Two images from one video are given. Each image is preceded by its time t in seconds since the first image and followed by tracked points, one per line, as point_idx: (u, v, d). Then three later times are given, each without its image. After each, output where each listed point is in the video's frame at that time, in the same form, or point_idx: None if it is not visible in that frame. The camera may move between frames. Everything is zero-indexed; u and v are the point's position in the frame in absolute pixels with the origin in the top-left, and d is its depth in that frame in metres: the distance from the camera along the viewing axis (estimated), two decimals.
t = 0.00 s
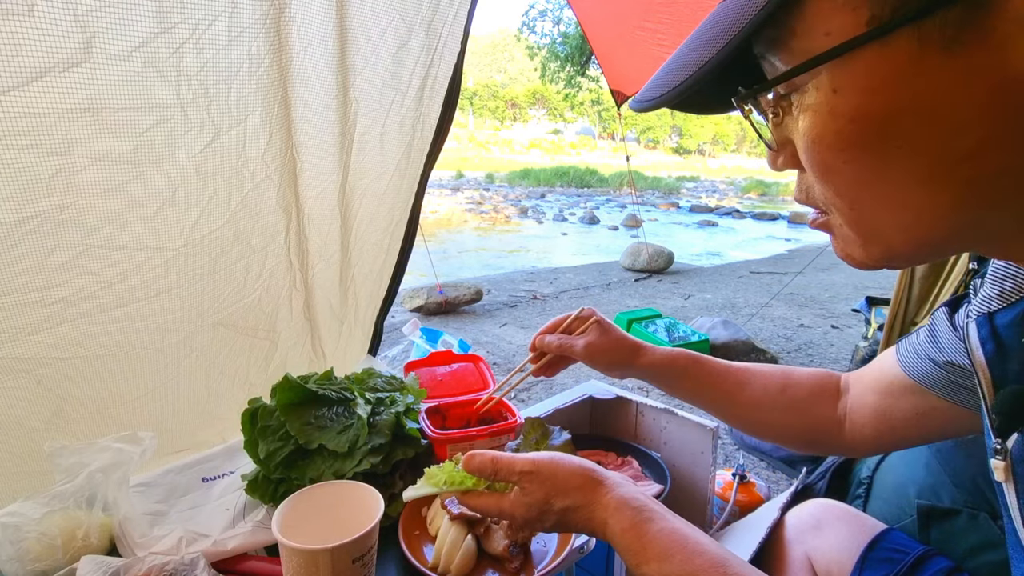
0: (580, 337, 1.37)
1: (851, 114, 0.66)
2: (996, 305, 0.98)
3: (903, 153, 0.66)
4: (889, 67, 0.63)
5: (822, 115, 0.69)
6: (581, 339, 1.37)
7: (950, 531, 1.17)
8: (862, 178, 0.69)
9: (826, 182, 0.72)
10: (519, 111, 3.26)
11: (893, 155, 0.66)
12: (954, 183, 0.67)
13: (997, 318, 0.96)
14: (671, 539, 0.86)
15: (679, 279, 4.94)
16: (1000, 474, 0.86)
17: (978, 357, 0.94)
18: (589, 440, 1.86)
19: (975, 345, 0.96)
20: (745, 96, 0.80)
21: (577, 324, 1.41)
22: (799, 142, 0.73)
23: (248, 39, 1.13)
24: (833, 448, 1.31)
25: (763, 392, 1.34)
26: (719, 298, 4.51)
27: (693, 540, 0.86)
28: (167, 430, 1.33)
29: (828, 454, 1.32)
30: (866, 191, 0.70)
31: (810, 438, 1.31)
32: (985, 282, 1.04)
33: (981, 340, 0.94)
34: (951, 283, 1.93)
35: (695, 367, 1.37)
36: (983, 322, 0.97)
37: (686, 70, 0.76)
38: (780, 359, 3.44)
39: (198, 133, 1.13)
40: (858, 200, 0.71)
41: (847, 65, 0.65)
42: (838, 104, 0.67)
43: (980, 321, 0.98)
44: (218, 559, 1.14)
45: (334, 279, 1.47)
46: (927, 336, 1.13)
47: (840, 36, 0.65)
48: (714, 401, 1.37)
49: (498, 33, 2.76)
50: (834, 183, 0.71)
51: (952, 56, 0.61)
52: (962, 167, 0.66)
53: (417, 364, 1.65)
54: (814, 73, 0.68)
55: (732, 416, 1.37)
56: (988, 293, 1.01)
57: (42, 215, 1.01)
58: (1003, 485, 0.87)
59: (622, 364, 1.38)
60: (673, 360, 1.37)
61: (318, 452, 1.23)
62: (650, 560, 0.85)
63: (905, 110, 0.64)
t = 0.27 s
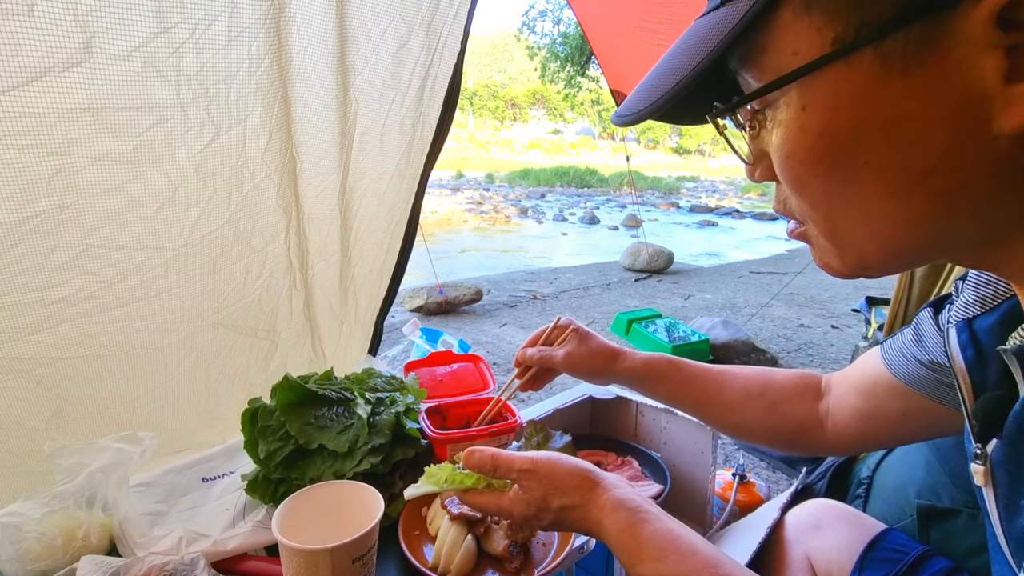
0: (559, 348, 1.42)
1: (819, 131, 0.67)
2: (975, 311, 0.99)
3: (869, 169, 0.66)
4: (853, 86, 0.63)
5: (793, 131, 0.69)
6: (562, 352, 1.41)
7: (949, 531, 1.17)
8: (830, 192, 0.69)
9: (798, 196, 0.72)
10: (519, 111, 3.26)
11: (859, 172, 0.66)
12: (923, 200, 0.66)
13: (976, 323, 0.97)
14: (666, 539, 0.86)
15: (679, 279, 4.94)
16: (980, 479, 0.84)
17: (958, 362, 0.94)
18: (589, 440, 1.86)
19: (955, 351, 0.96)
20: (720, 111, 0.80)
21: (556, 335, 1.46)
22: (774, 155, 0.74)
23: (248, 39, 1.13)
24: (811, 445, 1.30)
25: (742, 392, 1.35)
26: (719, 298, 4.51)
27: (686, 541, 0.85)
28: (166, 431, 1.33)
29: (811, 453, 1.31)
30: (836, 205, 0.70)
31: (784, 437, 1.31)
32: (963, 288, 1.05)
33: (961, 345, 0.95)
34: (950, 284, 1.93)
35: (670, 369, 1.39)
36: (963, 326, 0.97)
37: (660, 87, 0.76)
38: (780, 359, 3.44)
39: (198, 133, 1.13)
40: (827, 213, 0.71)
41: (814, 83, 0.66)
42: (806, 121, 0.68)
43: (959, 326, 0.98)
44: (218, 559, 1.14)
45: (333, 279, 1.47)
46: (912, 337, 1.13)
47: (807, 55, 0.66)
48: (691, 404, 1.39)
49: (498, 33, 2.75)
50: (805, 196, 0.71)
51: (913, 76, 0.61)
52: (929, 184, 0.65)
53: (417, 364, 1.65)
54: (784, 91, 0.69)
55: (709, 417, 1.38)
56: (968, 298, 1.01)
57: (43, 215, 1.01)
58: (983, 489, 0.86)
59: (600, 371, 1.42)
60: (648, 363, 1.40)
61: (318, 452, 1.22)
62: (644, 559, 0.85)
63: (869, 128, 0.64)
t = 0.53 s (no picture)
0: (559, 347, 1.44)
1: (815, 135, 0.67)
2: (972, 312, 0.99)
3: (865, 172, 0.66)
4: (848, 90, 0.63)
5: (790, 134, 0.69)
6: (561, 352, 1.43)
7: (949, 531, 1.17)
8: (827, 195, 0.69)
9: (795, 198, 0.72)
10: (519, 111, 3.26)
11: (855, 175, 0.66)
12: (918, 203, 0.66)
13: (974, 324, 0.97)
14: (664, 537, 0.85)
15: (679, 279, 4.94)
16: (978, 479, 0.84)
17: (955, 363, 0.95)
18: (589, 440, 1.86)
19: (952, 351, 0.96)
20: (718, 113, 0.80)
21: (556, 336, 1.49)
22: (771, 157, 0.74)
23: (248, 39, 1.13)
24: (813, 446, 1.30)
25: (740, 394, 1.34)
26: (719, 298, 4.51)
27: (685, 539, 0.85)
28: (166, 431, 1.33)
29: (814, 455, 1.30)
30: (833, 207, 0.70)
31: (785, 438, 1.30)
32: (961, 288, 1.05)
33: (958, 346, 0.95)
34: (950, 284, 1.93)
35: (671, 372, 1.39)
36: (960, 327, 0.98)
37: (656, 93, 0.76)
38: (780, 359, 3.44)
39: (198, 133, 1.13)
40: (824, 215, 0.71)
41: (811, 86, 0.66)
42: (803, 124, 0.67)
43: (957, 326, 0.98)
44: (218, 559, 1.14)
45: (333, 279, 1.47)
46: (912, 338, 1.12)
47: (802, 59, 0.66)
48: (692, 407, 1.38)
49: (498, 33, 2.75)
50: (802, 199, 0.71)
51: (907, 81, 0.61)
52: (924, 187, 0.65)
53: (417, 364, 1.65)
54: (780, 94, 0.69)
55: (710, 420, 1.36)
56: (966, 299, 1.01)
57: (43, 215, 1.01)
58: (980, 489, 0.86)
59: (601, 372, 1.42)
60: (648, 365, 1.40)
61: (318, 452, 1.22)
62: (643, 558, 0.85)
63: (865, 131, 0.64)
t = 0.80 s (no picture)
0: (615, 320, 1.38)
1: (827, 130, 0.64)
2: (977, 312, 0.99)
3: (879, 168, 0.63)
4: (860, 84, 0.61)
5: (800, 129, 0.66)
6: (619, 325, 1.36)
7: (949, 531, 1.17)
8: (840, 192, 0.66)
9: (805, 198, 0.69)
10: (519, 111, 3.25)
11: (868, 170, 0.64)
12: (932, 197, 0.64)
13: (979, 325, 0.97)
14: (663, 532, 0.85)
15: (679, 279, 4.94)
16: (988, 481, 0.83)
17: (960, 363, 0.95)
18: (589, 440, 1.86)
19: (957, 352, 0.97)
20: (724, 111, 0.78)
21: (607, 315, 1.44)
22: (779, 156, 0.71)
23: (248, 38, 1.13)
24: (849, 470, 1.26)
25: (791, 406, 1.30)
26: (719, 298, 4.51)
27: (685, 534, 0.85)
28: (166, 431, 1.33)
29: (846, 477, 1.27)
30: (845, 205, 0.67)
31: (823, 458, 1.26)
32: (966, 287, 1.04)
33: (963, 347, 0.96)
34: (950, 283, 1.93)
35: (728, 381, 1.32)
36: (964, 327, 0.98)
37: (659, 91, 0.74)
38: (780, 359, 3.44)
39: (198, 133, 1.13)
40: (836, 214, 0.68)
41: (822, 81, 0.63)
42: (814, 119, 0.65)
43: (961, 327, 0.98)
44: (218, 559, 1.14)
45: (333, 279, 1.47)
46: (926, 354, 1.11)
47: (814, 53, 0.63)
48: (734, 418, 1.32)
49: (498, 34, 2.75)
50: (812, 198, 0.68)
51: (921, 71, 0.59)
52: (939, 182, 0.63)
53: (417, 364, 1.65)
54: (790, 90, 0.66)
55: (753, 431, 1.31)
56: (971, 299, 1.01)
57: (43, 214, 1.01)
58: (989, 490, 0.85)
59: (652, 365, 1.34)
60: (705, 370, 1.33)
61: (318, 452, 1.22)
62: (641, 553, 0.85)
63: (880, 124, 0.61)
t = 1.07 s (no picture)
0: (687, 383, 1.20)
1: (864, 120, 0.63)
2: (1003, 309, 0.98)
3: (919, 157, 0.63)
4: (899, 69, 0.61)
5: (835, 121, 0.65)
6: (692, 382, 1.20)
7: (950, 531, 1.17)
8: (879, 184, 0.65)
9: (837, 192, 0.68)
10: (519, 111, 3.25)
11: (908, 160, 0.63)
12: (970, 185, 0.64)
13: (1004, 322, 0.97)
14: (675, 529, 0.85)
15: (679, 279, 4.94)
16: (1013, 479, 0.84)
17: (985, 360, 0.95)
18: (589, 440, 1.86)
19: (983, 350, 0.97)
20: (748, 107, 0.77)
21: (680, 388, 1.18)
22: (809, 151, 0.70)
23: (247, 38, 1.13)
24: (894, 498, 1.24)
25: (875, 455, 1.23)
26: (719, 298, 4.51)
27: (697, 529, 0.85)
28: (167, 430, 1.33)
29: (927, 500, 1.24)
30: (882, 198, 0.66)
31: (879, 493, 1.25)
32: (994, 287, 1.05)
33: (988, 344, 0.96)
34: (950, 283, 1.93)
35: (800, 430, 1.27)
36: (989, 324, 0.98)
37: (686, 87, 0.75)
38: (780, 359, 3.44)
39: (198, 133, 1.13)
40: (874, 208, 0.67)
41: (857, 71, 0.63)
42: (850, 110, 0.64)
43: (987, 324, 0.98)
44: (218, 559, 1.14)
45: (333, 279, 1.47)
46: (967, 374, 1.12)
47: (850, 42, 0.63)
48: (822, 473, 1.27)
49: (497, 34, 2.75)
50: (846, 191, 0.67)
51: (961, 55, 0.59)
52: (976, 170, 0.63)
53: (417, 364, 1.65)
54: (824, 81, 0.65)
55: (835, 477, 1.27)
56: (996, 297, 1.01)
57: (43, 214, 1.01)
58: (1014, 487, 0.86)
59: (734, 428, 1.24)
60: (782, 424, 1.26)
61: (318, 452, 1.22)
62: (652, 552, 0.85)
63: (920, 112, 0.61)
